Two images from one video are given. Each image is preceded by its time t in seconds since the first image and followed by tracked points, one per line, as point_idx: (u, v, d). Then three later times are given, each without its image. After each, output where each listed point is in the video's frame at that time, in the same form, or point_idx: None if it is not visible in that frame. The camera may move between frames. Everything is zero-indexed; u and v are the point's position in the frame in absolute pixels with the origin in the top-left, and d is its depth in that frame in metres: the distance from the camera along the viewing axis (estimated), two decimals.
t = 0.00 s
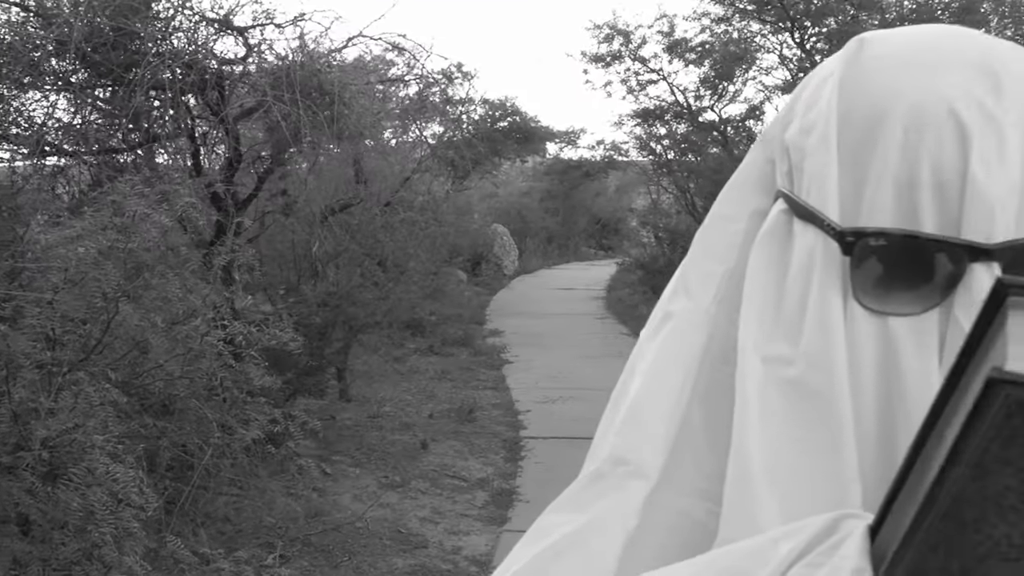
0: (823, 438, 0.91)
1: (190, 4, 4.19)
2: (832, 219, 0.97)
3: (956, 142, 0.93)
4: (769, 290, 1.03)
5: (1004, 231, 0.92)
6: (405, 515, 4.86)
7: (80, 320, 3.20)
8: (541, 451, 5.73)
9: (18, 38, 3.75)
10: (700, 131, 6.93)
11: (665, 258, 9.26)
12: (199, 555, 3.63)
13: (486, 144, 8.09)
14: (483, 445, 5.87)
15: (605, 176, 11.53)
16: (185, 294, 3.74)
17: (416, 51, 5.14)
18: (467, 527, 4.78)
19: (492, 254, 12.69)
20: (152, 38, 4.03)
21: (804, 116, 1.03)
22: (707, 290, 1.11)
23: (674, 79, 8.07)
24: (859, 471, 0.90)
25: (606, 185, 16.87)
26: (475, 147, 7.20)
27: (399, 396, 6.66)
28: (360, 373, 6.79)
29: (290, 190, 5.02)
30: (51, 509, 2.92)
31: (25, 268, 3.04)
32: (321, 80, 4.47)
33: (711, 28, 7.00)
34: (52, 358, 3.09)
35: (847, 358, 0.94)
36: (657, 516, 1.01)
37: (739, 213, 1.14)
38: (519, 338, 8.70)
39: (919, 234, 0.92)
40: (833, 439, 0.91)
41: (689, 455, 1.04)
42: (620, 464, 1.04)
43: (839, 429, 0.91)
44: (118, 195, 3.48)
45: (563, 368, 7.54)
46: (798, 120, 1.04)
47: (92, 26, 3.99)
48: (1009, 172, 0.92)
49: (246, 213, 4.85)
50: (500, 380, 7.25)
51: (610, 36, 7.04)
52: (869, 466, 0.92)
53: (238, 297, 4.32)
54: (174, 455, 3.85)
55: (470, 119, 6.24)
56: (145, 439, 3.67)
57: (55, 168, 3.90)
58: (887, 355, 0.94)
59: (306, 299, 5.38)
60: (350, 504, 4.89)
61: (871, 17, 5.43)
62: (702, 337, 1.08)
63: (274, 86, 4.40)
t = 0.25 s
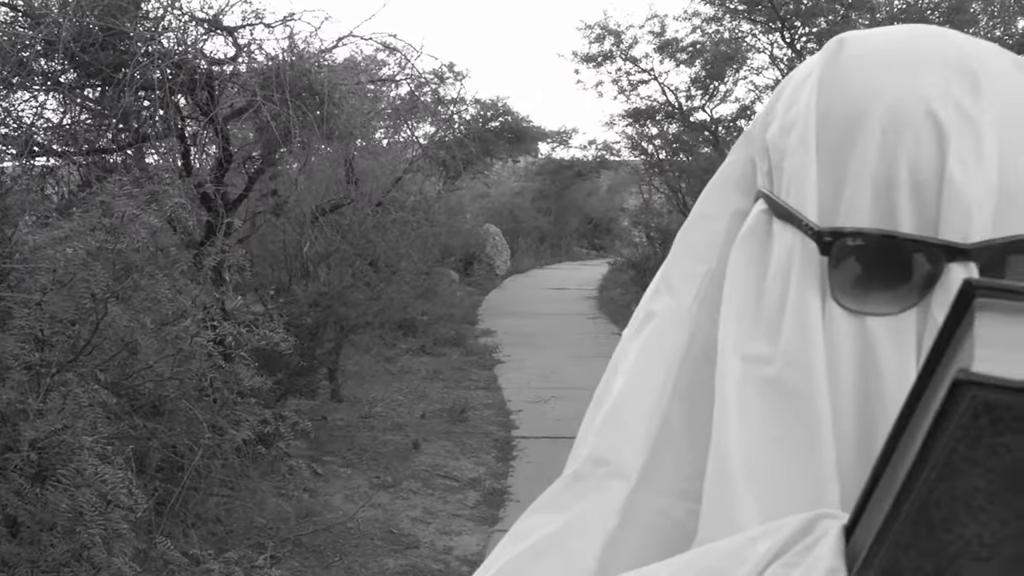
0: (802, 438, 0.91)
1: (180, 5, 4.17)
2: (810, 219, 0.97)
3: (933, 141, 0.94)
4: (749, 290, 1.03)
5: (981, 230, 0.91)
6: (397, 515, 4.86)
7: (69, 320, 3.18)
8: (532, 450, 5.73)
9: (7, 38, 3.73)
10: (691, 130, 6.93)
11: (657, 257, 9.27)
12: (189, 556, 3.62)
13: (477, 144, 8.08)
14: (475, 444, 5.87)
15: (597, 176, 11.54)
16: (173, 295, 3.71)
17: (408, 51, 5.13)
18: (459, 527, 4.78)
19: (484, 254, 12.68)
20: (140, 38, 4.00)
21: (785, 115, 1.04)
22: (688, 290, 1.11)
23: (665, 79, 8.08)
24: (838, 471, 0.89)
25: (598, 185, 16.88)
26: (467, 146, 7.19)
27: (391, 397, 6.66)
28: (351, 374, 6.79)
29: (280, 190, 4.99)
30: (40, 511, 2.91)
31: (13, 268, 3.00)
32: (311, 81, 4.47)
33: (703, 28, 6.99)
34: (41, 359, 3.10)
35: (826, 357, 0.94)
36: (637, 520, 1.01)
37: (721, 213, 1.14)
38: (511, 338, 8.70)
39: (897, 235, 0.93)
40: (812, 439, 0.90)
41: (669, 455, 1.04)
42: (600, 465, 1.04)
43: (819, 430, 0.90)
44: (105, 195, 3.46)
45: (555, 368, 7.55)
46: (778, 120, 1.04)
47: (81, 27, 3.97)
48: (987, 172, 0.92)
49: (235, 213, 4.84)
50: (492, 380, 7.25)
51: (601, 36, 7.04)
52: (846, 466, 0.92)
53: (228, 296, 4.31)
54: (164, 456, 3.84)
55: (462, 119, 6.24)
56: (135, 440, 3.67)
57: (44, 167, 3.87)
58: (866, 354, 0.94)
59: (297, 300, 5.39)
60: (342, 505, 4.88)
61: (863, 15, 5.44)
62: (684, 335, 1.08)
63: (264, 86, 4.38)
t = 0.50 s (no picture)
0: (784, 438, 0.91)
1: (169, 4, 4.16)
2: (793, 219, 0.98)
3: (915, 140, 0.94)
4: (732, 290, 1.03)
5: (963, 230, 0.91)
6: (390, 515, 4.86)
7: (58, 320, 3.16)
8: (525, 451, 5.73)
9: None
10: (684, 130, 6.93)
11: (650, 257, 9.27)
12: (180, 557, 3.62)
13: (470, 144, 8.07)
14: (467, 445, 5.87)
15: (590, 176, 11.53)
16: (163, 294, 3.68)
17: (399, 51, 5.12)
18: (451, 528, 4.78)
19: (476, 254, 12.66)
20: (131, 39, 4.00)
21: (768, 113, 1.05)
22: (672, 290, 1.11)
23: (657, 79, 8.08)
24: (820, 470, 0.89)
25: (591, 185, 16.87)
26: (459, 146, 7.18)
27: (383, 397, 6.66)
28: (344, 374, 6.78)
29: (271, 190, 4.97)
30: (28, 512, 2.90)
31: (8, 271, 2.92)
32: (302, 82, 4.47)
33: (695, 27, 6.99)
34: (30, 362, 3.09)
35: (808, 356, 0.94)
36: (622, 520, 1.02)
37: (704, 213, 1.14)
38: (504, 338, 8.70)
39: (880, 235, 0.94)
40: (794, 439, 0.90)
41: (654, 455, 1.04)
42: (584, 465, 1.04)
43: (801, 430, 0.90)
44: (95, 195, 3.44)
45: (548, 368, 7.55)
46: (762, 119, 1.05)
47: (70, 27, 3.96)
48: (968, 172, 0.92)
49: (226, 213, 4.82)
50: (485, 380, 7.25)
51: (593, 36, 7.04)
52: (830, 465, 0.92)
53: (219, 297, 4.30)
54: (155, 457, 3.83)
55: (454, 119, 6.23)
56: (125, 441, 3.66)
57: (34, 169, 3.85)
58: (849, 353, 0.94)
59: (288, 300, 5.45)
60: (334, 505, 4.88)
61: (855, 15, 5.44)
62: (668, 335, 1.08)
63: (255, 87, 4.37)
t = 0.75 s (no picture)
0: (767, 438, 0.91)
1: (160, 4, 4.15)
2: (777, 219, 0.98)
3: (896, 140, 0.94)
4: (717, 289, 1.03)
5: (945, 229, 0.92)
6: (382, 516, 4.85)
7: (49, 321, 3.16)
8: (517, 451, 5.74)
9: None
10: (676, 130, 6.94)
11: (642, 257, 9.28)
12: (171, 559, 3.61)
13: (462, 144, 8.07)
14: (460, 445, 5.87)
15: (583, 176, 11.53)
16: (154, 295, 3.67)
17: (391, 51, 5.12)
18: (444, 528, 4.77)
19: (469, 254, 12.66)
20: (122, 39, 3.99)
21: (753, 112, 1.05)
22: (657, 290, 1.11)
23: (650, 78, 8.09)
24: (804, 469, 0.89)
25: (584, 185, 16.89)
26: (452, 147, 7.18)
27: (376, 397, 6.66)
28: (336, 374, 6.78)
29: (263, 190, 4.97)
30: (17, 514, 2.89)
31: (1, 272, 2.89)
32: (293, 82, 4.47)
33: (687, 28, 7.00)
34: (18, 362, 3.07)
35: (791, 356, 0.94)
36: (607, 519, 1.02)
37: (690, 213, 1.15)
38: (497, 338, 8.70)
39: (863, 233, 0.94)
40: (776, 438, 0.90)
41: (639, 455, 1.05)
42: (569, 464, 1.04)
43: (784, 430, 0.91)
44: (85, 195, 3.42)
45: (541, 368, 7.55)
46: (747, 119, 1.05)
47: (61, 26, 3.94)
48: (951, 171, 0.92)
49: (218, 213, 4.81)
50: (478, 380, 7.25)
51: (585, 36, 7.05)
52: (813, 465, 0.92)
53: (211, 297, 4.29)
54: (146, 458, 3.82)
55: (446, 119, 6.24)
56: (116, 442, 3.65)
57: (24, 168, 3.83)
58: (831, 352, 0.94)
59: (280, 302, 5.46)
60: (326, 506, 4.87)
61: (847, 15, 5.46)
62: (653, 335, 1.09)
63: (246, 87, 4.36)
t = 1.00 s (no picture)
0: (750, 437, 0.91)
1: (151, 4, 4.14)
2: (759, 218, 0.98)
3: (879, 139, 0.94)
4: (700, 289, 1.03)
5: (926, 228, 0.92)
6: (375, 516, 4.85)
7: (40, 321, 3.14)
8: (510, 451, 5.74)
9: None
10: (668, 130, 6.95)
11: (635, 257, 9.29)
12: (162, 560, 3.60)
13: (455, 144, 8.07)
14: (453, 445, 5.86)
15: (575, 177, 11.55)
16: (145, 295, 3.66)
17: (383, 51, 5.12)
18: (436, 528, 4.77)
19: (462, 254, 12.66)
20: (112, 39, 3.98)
21: (736, 111, 1.05)
22: (641, 289, 1.11)
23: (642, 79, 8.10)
24: (786, 468, 0.89)
25: (577, 185, 16.89)
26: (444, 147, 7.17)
27: (368, 397, 6.65)
28: (329, 375, 6.77)
29: (254, 190, 4.96)
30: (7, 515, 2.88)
31: None
32: (284, 81, 4.47)
33: (679, 28, 7.02)
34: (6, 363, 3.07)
35: (774, 355, 0.94)
36: (591, 518, 1.01)
37: (674, 212, 1.15)
38: (490, 338, 8.70)
39: (843, 232, 0.93)
40: (759, 438, 0.90)
41: (624, 454, 1.04)
42: (553, 464, 1.04)
43: (767, 429, 0.90)
44: (74, 196, 3.39)
45: (534, 368, 7.55)
46: (730, 118, 1.05)
47: (51, 26, 3.93)
48: (932, 170, 0.93)
49: (209, 214, 4.80)
50: (471, 380, 7.25)
51: (577, 37, 7.05)
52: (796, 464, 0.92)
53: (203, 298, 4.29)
54: (137, 459, 3.80)
55: (439, 120, 6.24)
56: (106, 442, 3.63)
57: (14, 168, 3.80)
58: (814, 351, 0.94)
59: (272, 301, 5.43)
60: (319, 506, 4.86)
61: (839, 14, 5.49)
62: (638, 334, 1.08)
63: (238, 87, 4.36)
